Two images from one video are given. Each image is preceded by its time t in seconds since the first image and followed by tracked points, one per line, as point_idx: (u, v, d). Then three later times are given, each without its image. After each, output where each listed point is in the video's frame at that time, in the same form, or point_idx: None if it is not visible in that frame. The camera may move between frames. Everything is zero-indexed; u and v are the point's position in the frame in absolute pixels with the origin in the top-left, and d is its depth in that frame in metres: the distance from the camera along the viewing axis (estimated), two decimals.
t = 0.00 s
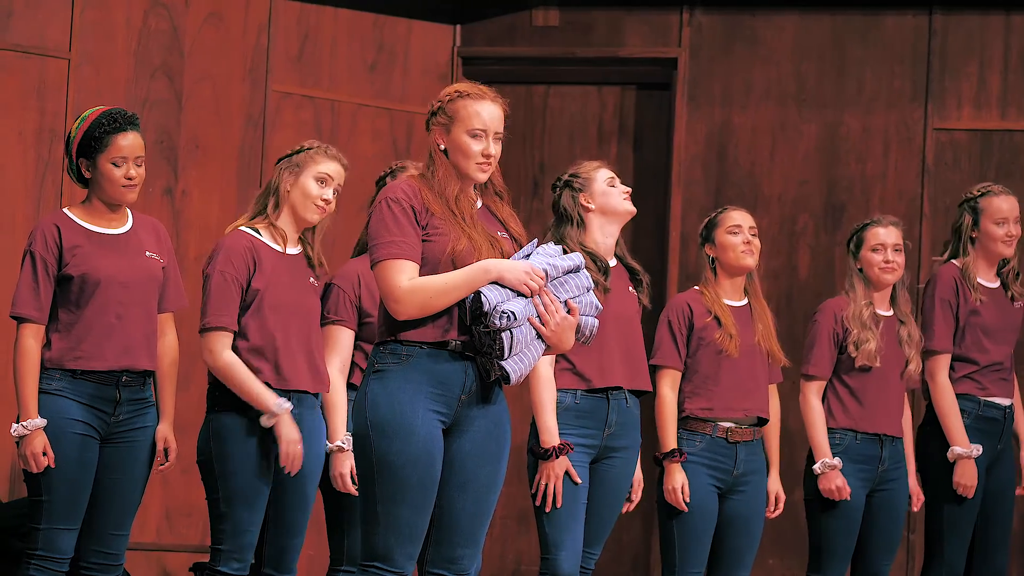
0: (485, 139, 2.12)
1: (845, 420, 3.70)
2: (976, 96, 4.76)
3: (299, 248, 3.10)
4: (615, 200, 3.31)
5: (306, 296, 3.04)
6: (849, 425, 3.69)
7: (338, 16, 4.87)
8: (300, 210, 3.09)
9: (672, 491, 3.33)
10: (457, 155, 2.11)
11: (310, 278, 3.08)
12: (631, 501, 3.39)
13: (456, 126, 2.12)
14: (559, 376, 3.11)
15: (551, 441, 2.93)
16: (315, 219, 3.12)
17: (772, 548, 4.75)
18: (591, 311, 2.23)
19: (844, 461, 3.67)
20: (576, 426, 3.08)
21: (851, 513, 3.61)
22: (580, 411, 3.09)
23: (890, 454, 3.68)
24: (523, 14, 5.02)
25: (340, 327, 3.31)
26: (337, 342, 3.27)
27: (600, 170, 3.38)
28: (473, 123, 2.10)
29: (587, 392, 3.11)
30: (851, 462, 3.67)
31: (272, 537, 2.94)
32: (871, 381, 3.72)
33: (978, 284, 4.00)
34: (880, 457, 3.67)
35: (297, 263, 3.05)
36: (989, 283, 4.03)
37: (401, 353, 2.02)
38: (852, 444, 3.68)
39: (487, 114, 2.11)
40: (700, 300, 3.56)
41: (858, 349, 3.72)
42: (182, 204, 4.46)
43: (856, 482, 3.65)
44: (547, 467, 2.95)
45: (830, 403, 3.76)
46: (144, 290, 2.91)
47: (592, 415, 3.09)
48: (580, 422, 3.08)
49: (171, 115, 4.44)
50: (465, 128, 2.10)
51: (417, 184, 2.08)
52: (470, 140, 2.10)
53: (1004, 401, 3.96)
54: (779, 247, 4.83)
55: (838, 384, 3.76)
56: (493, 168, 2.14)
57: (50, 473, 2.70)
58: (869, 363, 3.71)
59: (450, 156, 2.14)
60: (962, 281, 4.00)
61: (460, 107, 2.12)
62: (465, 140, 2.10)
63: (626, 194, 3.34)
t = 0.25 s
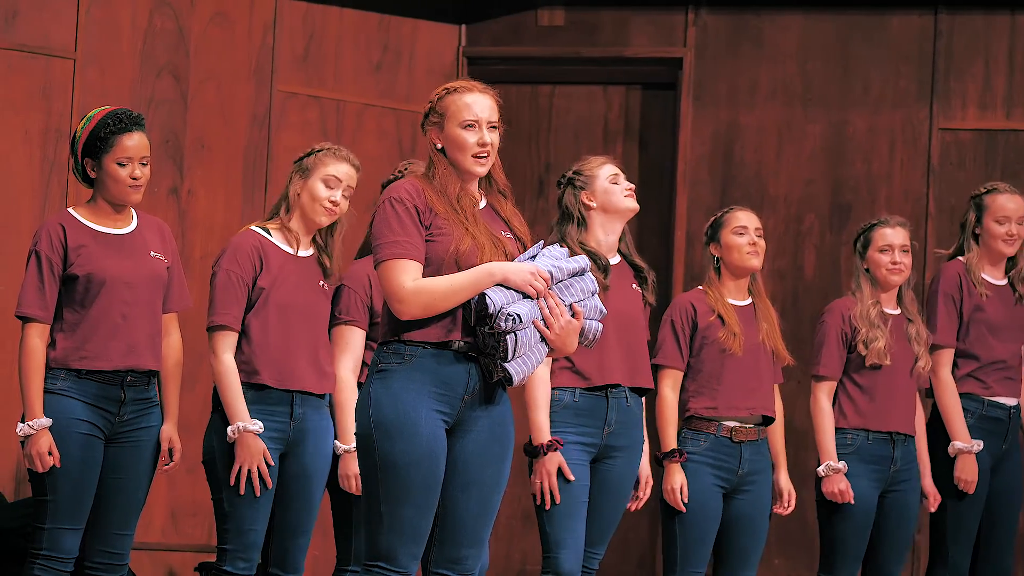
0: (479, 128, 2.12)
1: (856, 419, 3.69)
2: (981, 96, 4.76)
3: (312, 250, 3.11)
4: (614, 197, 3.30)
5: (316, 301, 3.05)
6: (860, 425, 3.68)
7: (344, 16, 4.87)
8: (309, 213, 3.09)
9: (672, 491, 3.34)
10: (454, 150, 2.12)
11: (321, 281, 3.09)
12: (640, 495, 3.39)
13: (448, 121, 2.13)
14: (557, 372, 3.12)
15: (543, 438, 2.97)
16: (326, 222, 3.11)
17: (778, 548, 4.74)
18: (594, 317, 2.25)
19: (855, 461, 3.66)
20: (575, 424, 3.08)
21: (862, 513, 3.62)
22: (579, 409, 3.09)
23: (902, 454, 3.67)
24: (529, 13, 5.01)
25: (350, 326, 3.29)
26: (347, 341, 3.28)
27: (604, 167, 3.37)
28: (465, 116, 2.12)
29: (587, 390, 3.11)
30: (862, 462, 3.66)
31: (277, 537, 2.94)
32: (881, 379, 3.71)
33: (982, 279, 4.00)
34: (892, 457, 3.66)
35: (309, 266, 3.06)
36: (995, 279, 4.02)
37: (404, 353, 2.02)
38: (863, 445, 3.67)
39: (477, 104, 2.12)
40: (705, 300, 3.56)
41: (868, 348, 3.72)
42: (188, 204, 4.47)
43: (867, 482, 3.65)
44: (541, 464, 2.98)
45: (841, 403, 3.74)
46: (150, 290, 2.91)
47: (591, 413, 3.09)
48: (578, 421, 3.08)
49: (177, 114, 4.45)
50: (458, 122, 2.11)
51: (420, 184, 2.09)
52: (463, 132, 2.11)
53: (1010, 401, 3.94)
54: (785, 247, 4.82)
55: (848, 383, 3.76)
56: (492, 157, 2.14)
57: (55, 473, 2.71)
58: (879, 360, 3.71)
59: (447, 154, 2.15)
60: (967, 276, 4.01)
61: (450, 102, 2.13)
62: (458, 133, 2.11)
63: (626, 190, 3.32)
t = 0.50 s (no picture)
0: (477, 124, 2.13)
1: (866, 414, 3.69)
2: (988, 96, 4.74)
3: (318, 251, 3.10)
4: (615, 193, 3.29)
5: (326, 301, 3.06)
6: (870, 419, 3.68)
7: (351, 16, 4.87)
8: (313, 216, 3.08)
9: (683, 492, 3.32)
10: (454, 148, 2.13)
11: (327, 281, 3.08)
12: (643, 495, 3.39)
13: (446, 120, 2.14)
14: (555, 370, 3.13)
15: (533, 438, 2.98)
16: (332, 224, 3.10)
17: (785, 548, 4.73)
18: (599, 318, 2.24)
19: (864, 454, 3.66)
20: (575, 422, 3.09)
21: (873, 507, 3.60)
22: (579, 407, 3.10)
23: (913, 448, 3.66)
24: (535, 13, 5.01)
25: (358, 326, 3.30)
26: (356, 341, 3.29)
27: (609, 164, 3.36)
28: (461, 112, 2.13)
29: (586, 389, 3.12)
30: (872, 456, 3.65)
31: (286, 536, 2.94)
32: (889, 372, 3.71)
33: (993, 274, 4.01)
34: (902, 451, 3.65)
35: (315, 266, 3.06)
36: (1007, 277, 4.02)
37: (408, 353, 2.02)
38: (873, 439, 3.66)
39: (473, 100, 2.14)
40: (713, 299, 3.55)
41: (873, 341, 3.72)
42: (195, 203, 4.47)
43: (879, 477, 3.63)
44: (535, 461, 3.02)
45: (849, 398, 3.74)
46: (156, 289, 2.92)
47: (591, 411, 3.10)
48: (579, 419, 3.09)
49: (184, 114, 4.45)
50: (455, 119, 2.13)
51: (424, 184, 2.08)
52: (462, 128, 2.12)
53: (1018, 401, 3.89)
54: (792, 247, 4.81)
55: (857, 377, 3.75)
56: (494, 151, 2.14)
57: (61, 472, 2.71)
58: (886, 354, 3.71)
59: (449, 154, 2.16)
60: (980, 272, 4.01)
61: (447, 101, 2.15)
62: (457, 129, 2.12)
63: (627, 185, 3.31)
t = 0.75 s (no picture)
0: (477, 122, 2.12)
1: (870, 415, 3.67)
2: (996, 96, 4.72)
3: (325, 249, 3.10)
4: (613, 194, 3.29)
5: (332, 300, 3.05)
6: (875, 419, 3.66)
7: (358, 16, 4.86)
8: (317, 217, 3.07)
9: (693, 492, 3.31)
10: (454, 147, 2.12)
11: (335, 280, 3.09)
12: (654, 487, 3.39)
13: (445, 120, 2.14)
14: (557, 368, 3.12)
15: (533, 438, 2.93)
16: (337, 224, 3.09)
17: (792, 548, 4.72)
18: (601, 322, 2.22)
19: (870, 455, 3.63)
20: (574, 421, 3.09)
21: (878, 508, 3.59)
22: (578, 407, 3.09)
23: (918, 448, 3.65)
24: (542, 13, 5.00)
25: (366, 325, 3.30)
26: (364, 340, 3.30)
27: (613, 162, 3.34)
28: (460, 112, 2.12)
29: (585, 389, 3.11)
30: (877, 457, 3.63)
31: (293, 536, 2.93)
32: (892, 373, 3.70)
33: (1010, 275, 3.97)
34: (907, 451, 3.64)
35: (319, 266, 3.05)
36: (1022, 277, 3.98)
37: (410, 353, 2.01)
38: (879, 440, 3.65)
39: (471, 99, 2.13)
40: (720, 300, 3.54)
41: (876, 342, 3.71)
42: (202, 203, 4.48)
43: (884, 476, 3.61)
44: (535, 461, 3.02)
45: (854, 400, 3.73)
46: (162, 289, 2.92)
47: (591, 411, 3.10)
48: (578, 418, 3.09)
49: (191, 114, 4.45)
50: (453, 119, 2.12)
51: (426, 185, 2.08)
52: (461, 128, 2.12)
53: None
54: (799, 247, 4.79)
55: (860, 379, 3.74)
56: (495, 148, 2.14)
57: (67, 472, 2.72)
58: (888, 355, 3.69)
59: (450, 155, 2.15)
60: (993, 269, 3.98)
61: (445, 101, 2.15)
62: (456, 129, 2.12)
63: (627, 187, 3.30)
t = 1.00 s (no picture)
0: (477, 125, 2.12)
1: (867, 421, 3.66)
2: (1002, 99, 4.71)
3: (328, 251, 3.11)
4: (617, 198, 3.29)
5: (334, 300, 3.04)
6: (872, 426, 3.65)
7: (363, 19, 4.86)
8: (319, 222, 3.08)
9: (694, 495, 3.31)
10: (455, 150, 2.12)
11: (338, 281, 3.09)
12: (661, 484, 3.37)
13: (445, 123, 2.14)
14: (562, 371, 3.11)
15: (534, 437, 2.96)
16: (338, 226, 3.09)
17: (798, 552, 4.71)
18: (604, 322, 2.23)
19: (867, 462, 3.62)
20: (579, 423, 3.08)
21: (875, 515, 3.57)
22: (585, 408, 3.09)
23: (915, 454, 3.64)
24: (548, 16, 5.00)
25: (373, 326, 3.28)
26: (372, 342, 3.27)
27: (617, 165, 3.34)
28: (460, 115, 2.12)
29: (592, 389, 3.10)
30: (874, 463, 3.62)
31: (297, 538, 2.92)
32: (889, 380, 3.69)
33: None
34: (904, 457, 3.63)
35: (325, 265, 3.06)
36: None
37: (412, 356, 2.01)
38: (875, 446, 3.64)
39: (471, 102, 2.13)
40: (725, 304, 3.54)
41: (874, 349, 3.70)
42: (208, 206, 4.48)
43: (880, 483, 3.60)
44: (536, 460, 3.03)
45: (851, 406, 3.72)
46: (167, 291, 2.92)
47: (596, 412, 3.09)
48: (583, 420, 3.08)
49: (196, 117, 4.46)
50: (453, 122, 2.12)
51: (426, 188, 2.08)
52: (461, 130, 2.12)
53: None
54: (805, 250, 4.79)
55: (858, 385, 3.73)
56: (495, 151, 2.13)
57: (72, 475, 2.72)
58: (886, 361, 3.68)
59: (450, 158, 2.15)
60: (1007, 274, 3.96)
61: (445, 104, 2.15)
62: (457, 132, 2.12)
63: (631, 193, 3.29)
